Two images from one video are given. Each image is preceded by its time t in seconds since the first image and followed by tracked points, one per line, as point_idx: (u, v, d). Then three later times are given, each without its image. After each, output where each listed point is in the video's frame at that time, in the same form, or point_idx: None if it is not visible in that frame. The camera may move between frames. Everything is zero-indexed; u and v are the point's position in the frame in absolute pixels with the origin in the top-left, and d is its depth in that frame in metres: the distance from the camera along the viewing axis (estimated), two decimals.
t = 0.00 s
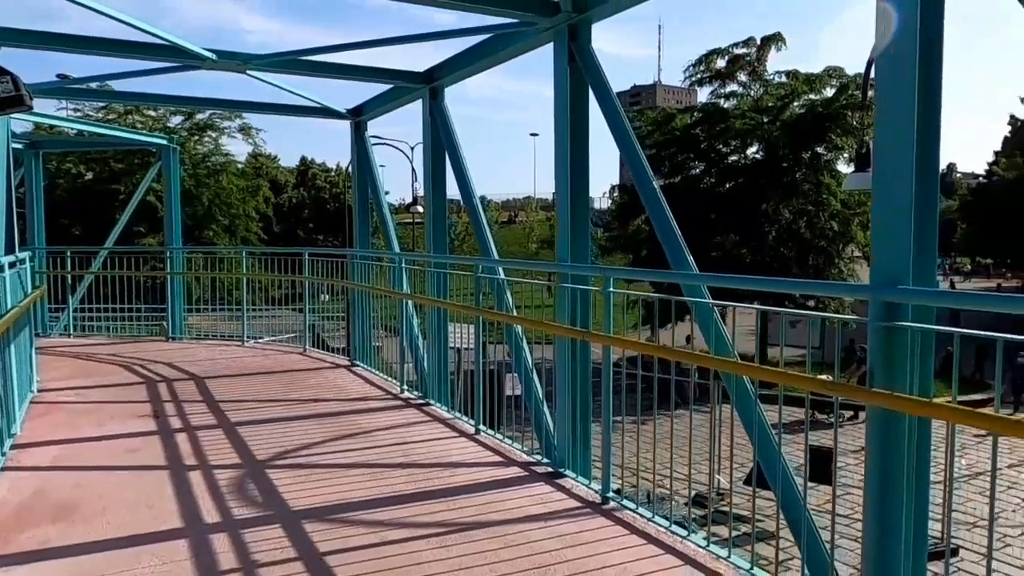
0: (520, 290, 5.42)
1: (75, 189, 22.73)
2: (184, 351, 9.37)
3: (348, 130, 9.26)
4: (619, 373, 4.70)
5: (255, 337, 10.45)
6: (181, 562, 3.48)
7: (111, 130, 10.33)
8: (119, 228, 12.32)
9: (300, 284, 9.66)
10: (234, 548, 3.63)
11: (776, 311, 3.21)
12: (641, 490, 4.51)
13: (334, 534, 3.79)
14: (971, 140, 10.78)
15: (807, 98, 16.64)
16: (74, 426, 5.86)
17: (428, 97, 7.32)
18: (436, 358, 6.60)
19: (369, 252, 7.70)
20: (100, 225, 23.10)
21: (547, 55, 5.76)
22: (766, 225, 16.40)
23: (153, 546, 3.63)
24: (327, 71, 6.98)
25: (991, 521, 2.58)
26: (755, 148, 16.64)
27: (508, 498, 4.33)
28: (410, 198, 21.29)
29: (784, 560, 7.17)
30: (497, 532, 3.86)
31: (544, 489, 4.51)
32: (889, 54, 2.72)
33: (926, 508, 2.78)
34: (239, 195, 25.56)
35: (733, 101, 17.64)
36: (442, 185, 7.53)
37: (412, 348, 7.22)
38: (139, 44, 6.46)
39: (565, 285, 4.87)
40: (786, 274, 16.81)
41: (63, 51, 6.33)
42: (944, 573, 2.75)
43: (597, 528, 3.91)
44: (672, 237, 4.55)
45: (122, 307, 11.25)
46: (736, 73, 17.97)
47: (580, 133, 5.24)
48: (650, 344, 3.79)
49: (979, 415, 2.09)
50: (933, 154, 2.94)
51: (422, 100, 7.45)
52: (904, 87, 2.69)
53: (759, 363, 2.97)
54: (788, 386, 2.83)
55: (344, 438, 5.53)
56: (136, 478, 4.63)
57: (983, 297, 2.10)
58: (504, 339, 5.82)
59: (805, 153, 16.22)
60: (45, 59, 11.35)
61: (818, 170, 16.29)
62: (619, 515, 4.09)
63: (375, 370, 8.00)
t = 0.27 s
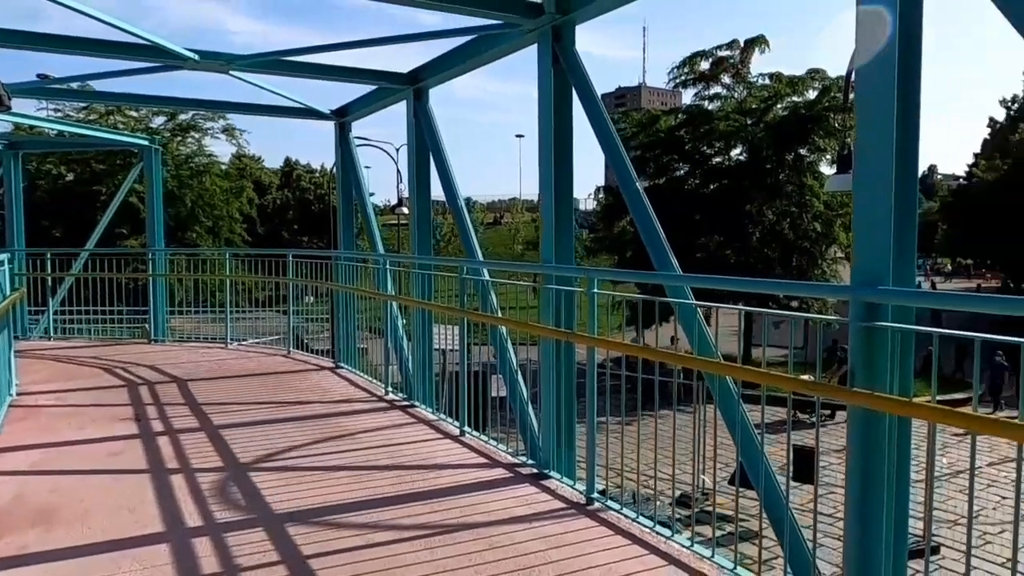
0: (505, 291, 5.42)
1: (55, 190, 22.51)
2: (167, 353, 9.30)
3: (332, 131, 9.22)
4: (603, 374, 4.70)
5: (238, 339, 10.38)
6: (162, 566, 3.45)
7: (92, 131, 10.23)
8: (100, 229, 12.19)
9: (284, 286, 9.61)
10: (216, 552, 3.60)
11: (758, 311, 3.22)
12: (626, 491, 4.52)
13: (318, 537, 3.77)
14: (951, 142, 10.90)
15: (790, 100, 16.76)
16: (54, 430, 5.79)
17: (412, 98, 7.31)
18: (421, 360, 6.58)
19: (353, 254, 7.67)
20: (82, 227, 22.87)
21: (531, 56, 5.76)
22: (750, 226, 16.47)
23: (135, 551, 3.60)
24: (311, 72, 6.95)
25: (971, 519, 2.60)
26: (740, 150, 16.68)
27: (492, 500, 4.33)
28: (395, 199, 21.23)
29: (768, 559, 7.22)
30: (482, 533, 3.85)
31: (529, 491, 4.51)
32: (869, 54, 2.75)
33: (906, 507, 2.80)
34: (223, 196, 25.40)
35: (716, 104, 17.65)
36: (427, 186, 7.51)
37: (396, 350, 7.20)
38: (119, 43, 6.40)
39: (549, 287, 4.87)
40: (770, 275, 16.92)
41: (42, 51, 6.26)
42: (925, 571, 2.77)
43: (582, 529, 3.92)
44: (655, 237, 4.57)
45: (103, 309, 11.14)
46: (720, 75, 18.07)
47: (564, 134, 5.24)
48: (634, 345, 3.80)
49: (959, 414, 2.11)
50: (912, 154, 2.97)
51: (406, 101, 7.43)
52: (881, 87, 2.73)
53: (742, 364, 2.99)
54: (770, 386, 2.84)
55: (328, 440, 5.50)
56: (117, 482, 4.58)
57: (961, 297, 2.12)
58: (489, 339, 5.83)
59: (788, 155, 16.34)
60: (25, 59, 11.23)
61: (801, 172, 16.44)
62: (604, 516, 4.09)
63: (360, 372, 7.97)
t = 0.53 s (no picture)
0: (490, 293, 5.42)
1: (36, 191, 22.26)
2: (149, 356, 9.21)
3: (316, 132, 9.18)
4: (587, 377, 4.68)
5: (222, 341, 10.30)
6: (143, 572, 3.41)
7: (73, 132, 10.13)
8: (81, 230, 12.05)
9: (267, 288, 9.55)
10: (198, 556, 3.58)
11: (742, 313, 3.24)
12: (610, 493, 4.53)
13: (301, 541, 3.75)
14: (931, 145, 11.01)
15: (774, 104, 16.96)
16: (33, 434, 5.72)
17: (396, 99, 7.29)
18: (406, 362, 6.57)
19: (338, 256, 7.64)
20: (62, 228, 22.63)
21: (516, 58, 5.76)
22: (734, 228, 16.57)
23: (115, 556, 3.56)
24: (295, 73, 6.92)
25: (950, 518, 2.63)
26: (723, 152, 16.88)
27: (477, 503, 4.32)
28: (380, 201, 21.17)
29: (752, 560, 7.25)
30: (466, 536, 3.85)
31: (514, 493, 4.50)
32: (850, 58, 2.78)
33: (887, 506, 2.82)
34: (206, 198, 25.22)
35: (701, 106, 17.75)
36: (411, 189, 7.50)
37: (381, 352, 7.18)
38: (100, 43, 6.34)
39: (534, 289, 4.87)
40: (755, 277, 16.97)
41: (21, 50, 6.20)
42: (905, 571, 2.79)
43: (566, 530, 3.92)
44: (638, 239, 4.59)
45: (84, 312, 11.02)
46: (704, 78, 18.14)
47: (548, 137, 5.25)
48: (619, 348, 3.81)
49: (939, 415, 2.13)
50: (893, 157, 3.00)
51: (391, 103, 7.41)
52: (863, 90, 2.75)
53: (725, 366, 3.00)
54: (752, 388, 2.86)
55: (312, 443, 5.47)
56: (97, 486, 4.54)
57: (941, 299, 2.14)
58: (474, 341, 5.83)
59: (771, 158, 16.49)
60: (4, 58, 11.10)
61: (784, 175, 16.56)
62: (588, 517, 4.10)
63: (344, 374, 7.94)
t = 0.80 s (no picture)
0: (475, 296, 5.41)
1: (16, 194, 22.03)
2: (131, 360, 9.13)
3: (300, 135, 9.14)
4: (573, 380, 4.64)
5: (205, 345, 10.22)
6: None
7: (54, 133, 10.02)
8: (62, 233, 11.93)
9: (251, 291, 9.49)
10: (178, 562, 3.54)
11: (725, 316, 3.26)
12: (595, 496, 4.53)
13: (283, 546, 3.73)
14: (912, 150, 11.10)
15: (758, 108, 17.05)
16: (12, 439, 5.65)
17: (381, 102, 7.27)
18: (391, 365, 6.54)
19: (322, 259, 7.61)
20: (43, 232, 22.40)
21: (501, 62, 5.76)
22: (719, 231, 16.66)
23: (95, 562, 3.53)
24: (278, 75, 6.90)
25: (930, 519, 2.65)
26: (708, 156, 16.94)
27: (461, 506, 4.31)
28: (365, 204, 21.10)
29: (737, 561, 7.28)
30: (450, 540, 3.83)
31: (498, 496, 4.49)
32: (831, 63, 2.80)
33: (868, 507, 2.83)
34: (190, 200, 25.04)
35: (685, 110, 17.86)
36: (396, 192, 7.48)
37: (365, 355, 7.15)
38: (81, 45, 6.29)
39: (518, 292, 4.88)
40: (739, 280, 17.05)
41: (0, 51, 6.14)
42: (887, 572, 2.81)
43: (550, 534, 3.92)
44: (622, 241, 4.61)
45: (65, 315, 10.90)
46: (689, 82, 18.22)
47: (532, 139, 5.26)
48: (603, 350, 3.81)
49: (916, 416, 2.15)
50: (872, 162, 3.02)
51: (375, 106, 7.39)
52: (845, 94, 2.77)
53: (708, 369, 3.01)
54: (735, 390, 2.87)
55: (295, 447, 5.44)
56: (77, 492, 4.49)
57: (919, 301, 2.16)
58: (458, 345, 5.82)
59: (755, 161, 16.56)
60: None
61: (768, 179, 16.69)
62: (572, 520, 4.10)
63: (329, 378, 7.90)
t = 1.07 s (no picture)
0: (460, 299, 5.41)
1: None
2: (113, 364, 9.04)
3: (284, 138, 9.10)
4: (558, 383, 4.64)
5: (188, 349, 10.14)
6: None
7: (34, 136, 9.92)
8: (43, 236, 11.81)
9: (234, 295, 9.42)
10: (160, 569, 3.51)
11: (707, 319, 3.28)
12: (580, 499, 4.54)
13: (267, 551, 3.70)
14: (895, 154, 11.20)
15: (742, 112, 17.18)
16: None
17: (365, 106, 7.25)
18: (375, 369, 6.52)
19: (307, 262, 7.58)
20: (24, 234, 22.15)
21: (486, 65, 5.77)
22: (704, 235, 16.77)
23: (74, 570, 3.49)
24: (262, 78, 6.87)
25: (911, 520, 2.67)
26: (692, 160, 17.10)
27: (446, 511, 4.29)
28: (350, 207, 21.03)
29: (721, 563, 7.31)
30: (434, 544, 3.82)
31: (483, 500, 4.49)
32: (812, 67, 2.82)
33: (850, 509, 2.85)
34: (173, 203, 24.86)
35: (670, 114, 17.97)
36: (381, 195, 7.46)
37: (350, 359, 7.12)
38: (62, 46, 6.23)
39: (503, 296, 4.88)
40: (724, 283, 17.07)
41: None
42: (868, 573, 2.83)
43: (535, 537, 3.92)
44: (607, 245, 4.62)
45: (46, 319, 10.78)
46: (673, 86, 18.27)
47: (517, 143, 5.27)
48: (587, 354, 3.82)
49: (895, 418, 2.17)
50: (853, 167, 3.05)
51: (360, 109, 7.37)
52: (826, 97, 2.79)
53: (691, 372, 3.03)
54: (716, 393, 2.89)
55: (279, 452, 5.40)
56: (56, 499, 4.43)
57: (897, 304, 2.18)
58: (443, 348, 5.81)
59: (739, 165, 16.73)
60: None
61: (752, 182, 16.83)
62: (557, 524, 4.10)
63: (313, 382, 7.86)
